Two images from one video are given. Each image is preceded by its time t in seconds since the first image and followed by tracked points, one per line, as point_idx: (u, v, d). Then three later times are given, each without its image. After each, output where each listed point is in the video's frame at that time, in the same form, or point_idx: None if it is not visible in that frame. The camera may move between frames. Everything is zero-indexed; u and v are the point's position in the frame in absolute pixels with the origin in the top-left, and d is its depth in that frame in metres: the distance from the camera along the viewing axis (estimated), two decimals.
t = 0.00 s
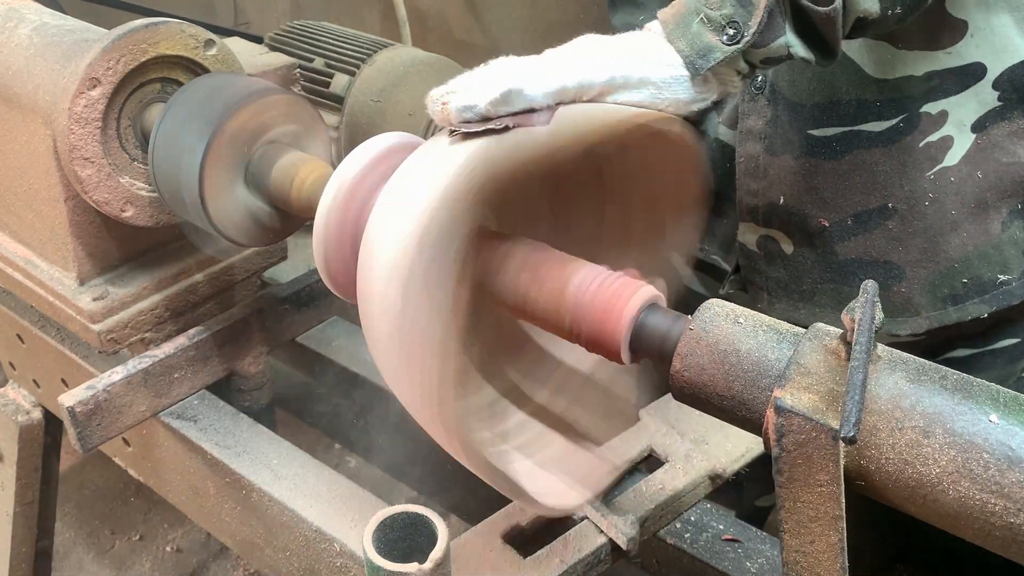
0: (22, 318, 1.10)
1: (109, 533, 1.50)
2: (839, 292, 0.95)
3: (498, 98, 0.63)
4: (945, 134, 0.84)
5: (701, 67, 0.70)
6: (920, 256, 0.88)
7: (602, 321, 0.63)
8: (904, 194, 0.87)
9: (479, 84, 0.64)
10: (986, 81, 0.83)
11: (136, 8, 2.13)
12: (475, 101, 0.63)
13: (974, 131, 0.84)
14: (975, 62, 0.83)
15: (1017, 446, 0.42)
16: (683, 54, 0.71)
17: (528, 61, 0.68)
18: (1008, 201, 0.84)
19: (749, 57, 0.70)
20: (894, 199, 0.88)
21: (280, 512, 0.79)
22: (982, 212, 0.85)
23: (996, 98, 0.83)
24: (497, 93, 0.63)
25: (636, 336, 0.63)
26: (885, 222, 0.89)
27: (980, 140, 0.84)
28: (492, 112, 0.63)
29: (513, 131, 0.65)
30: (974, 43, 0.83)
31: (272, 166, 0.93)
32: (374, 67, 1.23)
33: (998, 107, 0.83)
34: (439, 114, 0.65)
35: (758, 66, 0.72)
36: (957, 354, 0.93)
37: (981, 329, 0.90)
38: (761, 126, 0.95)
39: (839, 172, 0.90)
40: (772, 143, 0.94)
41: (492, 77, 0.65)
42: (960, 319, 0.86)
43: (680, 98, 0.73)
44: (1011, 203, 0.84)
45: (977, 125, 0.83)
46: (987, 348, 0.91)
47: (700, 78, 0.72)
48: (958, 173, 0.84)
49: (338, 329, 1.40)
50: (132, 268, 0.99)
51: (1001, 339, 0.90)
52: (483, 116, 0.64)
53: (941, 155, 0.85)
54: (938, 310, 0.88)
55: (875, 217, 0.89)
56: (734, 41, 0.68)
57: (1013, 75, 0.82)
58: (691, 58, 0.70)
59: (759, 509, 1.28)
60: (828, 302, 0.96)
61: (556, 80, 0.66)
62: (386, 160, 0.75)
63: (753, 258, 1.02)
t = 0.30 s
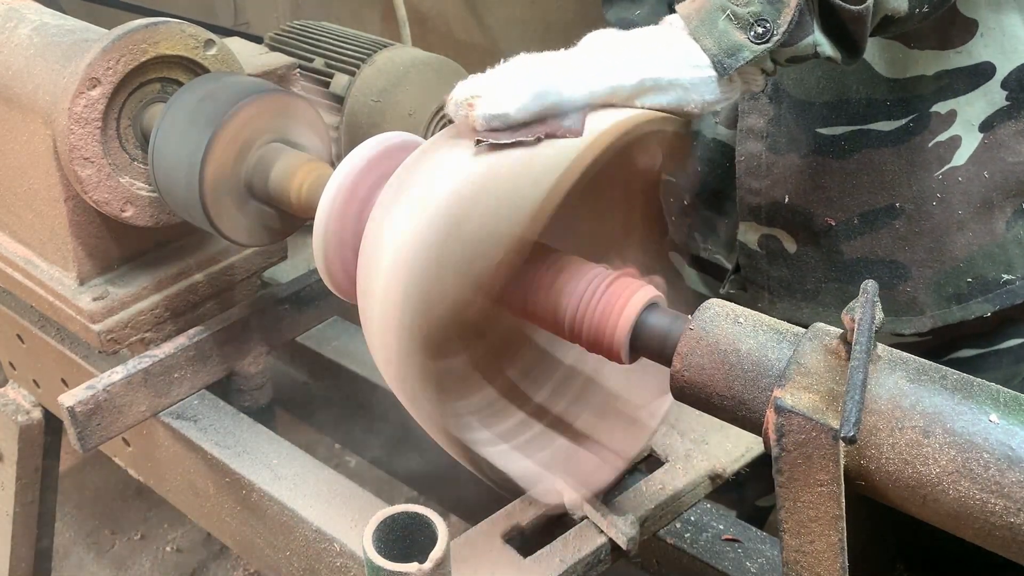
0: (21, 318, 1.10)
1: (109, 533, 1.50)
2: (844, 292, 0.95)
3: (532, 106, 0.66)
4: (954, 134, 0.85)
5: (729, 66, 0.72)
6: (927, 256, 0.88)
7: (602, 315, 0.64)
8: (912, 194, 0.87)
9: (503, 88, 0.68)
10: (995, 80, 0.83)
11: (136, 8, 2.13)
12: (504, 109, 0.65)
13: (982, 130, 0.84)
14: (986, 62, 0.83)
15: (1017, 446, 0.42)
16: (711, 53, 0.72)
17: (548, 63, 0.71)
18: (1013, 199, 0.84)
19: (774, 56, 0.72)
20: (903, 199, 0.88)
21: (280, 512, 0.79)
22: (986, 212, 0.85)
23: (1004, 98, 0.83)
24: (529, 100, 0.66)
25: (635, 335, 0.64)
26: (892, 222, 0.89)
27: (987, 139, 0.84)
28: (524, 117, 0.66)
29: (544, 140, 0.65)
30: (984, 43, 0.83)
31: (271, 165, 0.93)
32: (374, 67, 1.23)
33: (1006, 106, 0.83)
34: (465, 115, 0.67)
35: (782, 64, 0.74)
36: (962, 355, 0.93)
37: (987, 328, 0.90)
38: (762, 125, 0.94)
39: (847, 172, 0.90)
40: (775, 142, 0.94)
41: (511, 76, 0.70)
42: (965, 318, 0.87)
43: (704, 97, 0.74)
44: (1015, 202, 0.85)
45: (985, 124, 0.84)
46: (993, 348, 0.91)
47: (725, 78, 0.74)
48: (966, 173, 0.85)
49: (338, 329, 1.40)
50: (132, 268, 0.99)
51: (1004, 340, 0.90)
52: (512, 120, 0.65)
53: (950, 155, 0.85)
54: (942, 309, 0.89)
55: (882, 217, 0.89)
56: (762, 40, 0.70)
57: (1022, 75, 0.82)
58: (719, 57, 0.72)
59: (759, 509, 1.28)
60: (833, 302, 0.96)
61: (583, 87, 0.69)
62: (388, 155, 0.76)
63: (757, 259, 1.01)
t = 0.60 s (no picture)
0: (22, 318, 1.10)
1: (109, 533, 1.50)
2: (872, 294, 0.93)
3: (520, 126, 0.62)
4: (974, 127, 0.83)
5: (692, 49, 0.69)
6: (956, 251, 0.86)
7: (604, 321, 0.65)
8: (936, 188, 0.85)
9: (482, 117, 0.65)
10: (1008, 71, 0.82)
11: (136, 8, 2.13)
12: (491, 137, 0.62)
13: (1000, 121, 0.83)
14: (997, 54, 0.81)
15: (1017, 446, 0.42)
16: (673, 35, 0.69)
17: (518, 79, 0.67)
18: None
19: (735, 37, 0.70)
20: (926, 196, 0.86)
21: (280, 512, 0.79)
22: (1011, 203, 0.84)
23: (1018, 88, 0.82)
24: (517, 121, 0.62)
25: (636, 337, 0.64)
26: (918, 219, 0.87)
27: (1006, 131, 0.83)
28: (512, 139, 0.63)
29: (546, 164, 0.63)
30: (996, 33, 0.81)
31: (273, 164, 0.92)
32: (374, 68, 1.23)
33: (1021, 96, 0.82)
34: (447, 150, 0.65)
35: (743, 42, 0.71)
36: (985, 353, 0.92)
37: (1007, 326, 0.89)
38: (780, 131, 0.91)
39: (868, 171, 0.88)
40: (793, 148, 0.91)
41: (486, 101, 0.66)
42: (999, 313, 0.85)
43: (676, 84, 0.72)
44: None
45: (1002, 116, 0.82)
46: (1014, 346, 0.90)
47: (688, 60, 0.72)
48: (989, 165, 0.83)
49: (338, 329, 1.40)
50: (132, 268, 0.99)
51: None
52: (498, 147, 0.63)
53: (972, 148, 0.83)
54: (977, 304, 0.87)
55: (907, 215, 0.87)
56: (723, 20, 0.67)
57: None
58: (681, 39, 0.69)
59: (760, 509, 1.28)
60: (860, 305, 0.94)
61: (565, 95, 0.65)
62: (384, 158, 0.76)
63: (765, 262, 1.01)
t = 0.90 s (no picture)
0: (22, 318, 1.10)
1: (109, 533, 1.50)
2: (855, 288, 0.91)
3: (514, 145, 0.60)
4: (955, 119, 0.81)
5: (679, 45, 0.68)
6: (935, 246, 0.84)
7: (604, 322, 0.64)
8: (915, 181, 0.84)
9: (471, 132, 0.63)
10: (989, 62, 0.79)
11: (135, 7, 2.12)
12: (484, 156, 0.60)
13: (982, 114, 0.80)
14: (976, 44, 0.79)
15: (1017, 446, 0.42)
16: (658, 32, 0.68)
17: (505, 86, 0.66)
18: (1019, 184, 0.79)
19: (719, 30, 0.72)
20: (905, 188, 0.84)
21: (280, 512, 0.79)
22: (992, 196, 0.80)
23: (999, 80, 0.79)
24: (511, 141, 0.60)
25: (637, 336, 0.64)
26: (897, 212, 0.85)
27: (988, 123, 0.80)
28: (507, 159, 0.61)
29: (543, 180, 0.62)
30: (975, 24, 0.79)
31: (272, 165, 0.92)
32: (374, 68, 1.23)
33: (1002, 88, 0.79)
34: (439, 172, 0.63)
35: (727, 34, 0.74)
36: (972, 352, 0.90)
37: (995, 324, 0.87)
38: (762, 127, 0.92)
39: (847, 164, 0.87)
40: (774, 143, 0.92)
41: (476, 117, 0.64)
42: (982, 308, 0.82)
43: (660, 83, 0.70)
44: None
45: (984, 108, 0.80)
46: (1002, 346, 0.87)
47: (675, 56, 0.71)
48: (969, 157, 0.81)
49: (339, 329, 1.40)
50: (131, 268, 0.99)
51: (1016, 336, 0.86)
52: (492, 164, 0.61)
53: (951, 141, 0.81)
54: (958, 300, 0.84)
55: (886, 208, 0.86)
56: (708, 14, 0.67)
57: (1015, 55, 0.78)
58: (667, 35, 0.68)
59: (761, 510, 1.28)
60: (844, 301, 0.92)
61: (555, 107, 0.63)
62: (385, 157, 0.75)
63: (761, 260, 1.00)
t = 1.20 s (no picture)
0: (22, 318, 1.10)
1: (109, 533, 1.50)
2: (857, 287, 0.89)
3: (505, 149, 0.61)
4: (955, 116, 0.81)
5: (659, 43, 0.74)
6: (937, 243, 0.84)
7: (605, 329, 0.64)
8: (915, 178, 0.84)
9: (463, 143, 0.63)
10: (988, 59, 0.80)
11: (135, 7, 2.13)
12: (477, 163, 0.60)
13: (982, 110, 0.81)
14: (976, 41, 0.80)
15: (1017, 446, 0.42)
16: (641, 32, 0.74)
17: (498, 92, 0.67)
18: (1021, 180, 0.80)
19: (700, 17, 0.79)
20: (905, 186, 0.84)
21: (280, 512, 0.79)
22: (994, 192, 0.81)
23: (998, 76, 0.80)
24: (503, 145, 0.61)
25: (636, 335, 0.64)
26: (897, 210, 0.85)
27: (988, 119, 0.81)
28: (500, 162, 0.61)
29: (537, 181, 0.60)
30: (973, 20, 0.81)
31: (272, 164, 0.92)
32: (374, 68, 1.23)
33: (1002, 85, 0.80)
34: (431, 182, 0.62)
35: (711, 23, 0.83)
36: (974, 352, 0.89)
37: (997, 324, 0.87)
38: (760, 129, 0.90)
39: (847, 163, 0.87)
40: (773, 145, 0.90)
41: (468, 125, 0.64)
42: (987, 304, 0.82)
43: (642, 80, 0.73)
44: None
45: (984, 104, 0.81)
46: (1004, 345, 0.87)
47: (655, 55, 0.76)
48: (969, 154, 0.81)
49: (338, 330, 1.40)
50: (131, 268, 0.99)
51: (1018, 336, 0.86)
52: (485, 171, 0.61)
53: (951, 137, 0.82)
54: (963, 297, 0.83)
55: (887, 207, 0.86)
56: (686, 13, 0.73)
57: (1014, 51, 0.79)
58: (649, 35, 0.73)
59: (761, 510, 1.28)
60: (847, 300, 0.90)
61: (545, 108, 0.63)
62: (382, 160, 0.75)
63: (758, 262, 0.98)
